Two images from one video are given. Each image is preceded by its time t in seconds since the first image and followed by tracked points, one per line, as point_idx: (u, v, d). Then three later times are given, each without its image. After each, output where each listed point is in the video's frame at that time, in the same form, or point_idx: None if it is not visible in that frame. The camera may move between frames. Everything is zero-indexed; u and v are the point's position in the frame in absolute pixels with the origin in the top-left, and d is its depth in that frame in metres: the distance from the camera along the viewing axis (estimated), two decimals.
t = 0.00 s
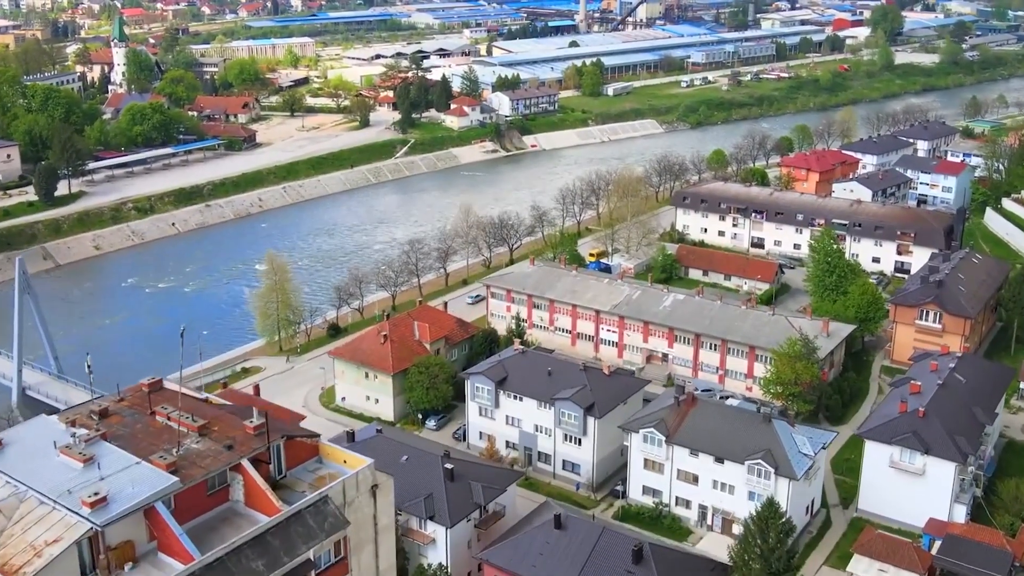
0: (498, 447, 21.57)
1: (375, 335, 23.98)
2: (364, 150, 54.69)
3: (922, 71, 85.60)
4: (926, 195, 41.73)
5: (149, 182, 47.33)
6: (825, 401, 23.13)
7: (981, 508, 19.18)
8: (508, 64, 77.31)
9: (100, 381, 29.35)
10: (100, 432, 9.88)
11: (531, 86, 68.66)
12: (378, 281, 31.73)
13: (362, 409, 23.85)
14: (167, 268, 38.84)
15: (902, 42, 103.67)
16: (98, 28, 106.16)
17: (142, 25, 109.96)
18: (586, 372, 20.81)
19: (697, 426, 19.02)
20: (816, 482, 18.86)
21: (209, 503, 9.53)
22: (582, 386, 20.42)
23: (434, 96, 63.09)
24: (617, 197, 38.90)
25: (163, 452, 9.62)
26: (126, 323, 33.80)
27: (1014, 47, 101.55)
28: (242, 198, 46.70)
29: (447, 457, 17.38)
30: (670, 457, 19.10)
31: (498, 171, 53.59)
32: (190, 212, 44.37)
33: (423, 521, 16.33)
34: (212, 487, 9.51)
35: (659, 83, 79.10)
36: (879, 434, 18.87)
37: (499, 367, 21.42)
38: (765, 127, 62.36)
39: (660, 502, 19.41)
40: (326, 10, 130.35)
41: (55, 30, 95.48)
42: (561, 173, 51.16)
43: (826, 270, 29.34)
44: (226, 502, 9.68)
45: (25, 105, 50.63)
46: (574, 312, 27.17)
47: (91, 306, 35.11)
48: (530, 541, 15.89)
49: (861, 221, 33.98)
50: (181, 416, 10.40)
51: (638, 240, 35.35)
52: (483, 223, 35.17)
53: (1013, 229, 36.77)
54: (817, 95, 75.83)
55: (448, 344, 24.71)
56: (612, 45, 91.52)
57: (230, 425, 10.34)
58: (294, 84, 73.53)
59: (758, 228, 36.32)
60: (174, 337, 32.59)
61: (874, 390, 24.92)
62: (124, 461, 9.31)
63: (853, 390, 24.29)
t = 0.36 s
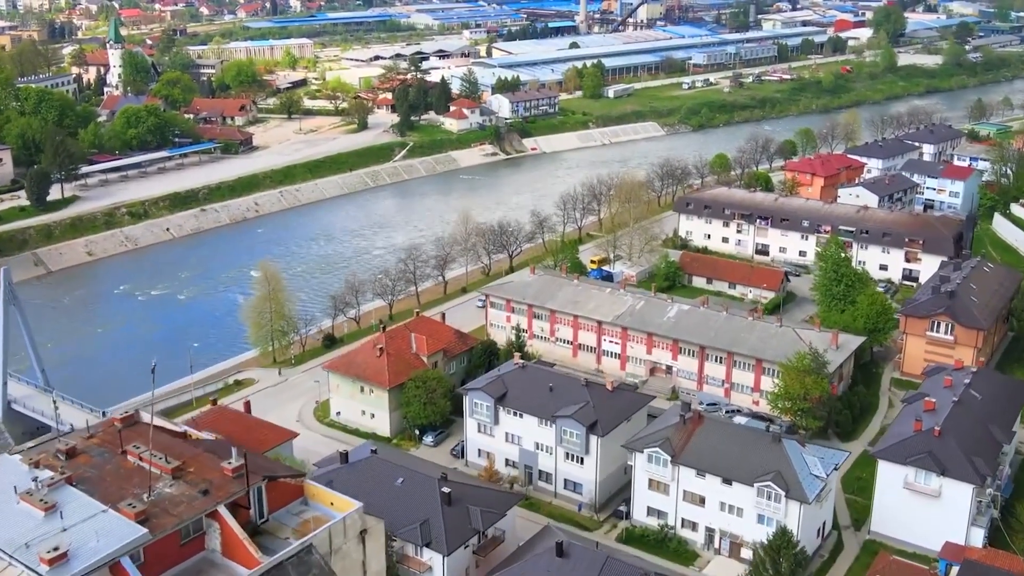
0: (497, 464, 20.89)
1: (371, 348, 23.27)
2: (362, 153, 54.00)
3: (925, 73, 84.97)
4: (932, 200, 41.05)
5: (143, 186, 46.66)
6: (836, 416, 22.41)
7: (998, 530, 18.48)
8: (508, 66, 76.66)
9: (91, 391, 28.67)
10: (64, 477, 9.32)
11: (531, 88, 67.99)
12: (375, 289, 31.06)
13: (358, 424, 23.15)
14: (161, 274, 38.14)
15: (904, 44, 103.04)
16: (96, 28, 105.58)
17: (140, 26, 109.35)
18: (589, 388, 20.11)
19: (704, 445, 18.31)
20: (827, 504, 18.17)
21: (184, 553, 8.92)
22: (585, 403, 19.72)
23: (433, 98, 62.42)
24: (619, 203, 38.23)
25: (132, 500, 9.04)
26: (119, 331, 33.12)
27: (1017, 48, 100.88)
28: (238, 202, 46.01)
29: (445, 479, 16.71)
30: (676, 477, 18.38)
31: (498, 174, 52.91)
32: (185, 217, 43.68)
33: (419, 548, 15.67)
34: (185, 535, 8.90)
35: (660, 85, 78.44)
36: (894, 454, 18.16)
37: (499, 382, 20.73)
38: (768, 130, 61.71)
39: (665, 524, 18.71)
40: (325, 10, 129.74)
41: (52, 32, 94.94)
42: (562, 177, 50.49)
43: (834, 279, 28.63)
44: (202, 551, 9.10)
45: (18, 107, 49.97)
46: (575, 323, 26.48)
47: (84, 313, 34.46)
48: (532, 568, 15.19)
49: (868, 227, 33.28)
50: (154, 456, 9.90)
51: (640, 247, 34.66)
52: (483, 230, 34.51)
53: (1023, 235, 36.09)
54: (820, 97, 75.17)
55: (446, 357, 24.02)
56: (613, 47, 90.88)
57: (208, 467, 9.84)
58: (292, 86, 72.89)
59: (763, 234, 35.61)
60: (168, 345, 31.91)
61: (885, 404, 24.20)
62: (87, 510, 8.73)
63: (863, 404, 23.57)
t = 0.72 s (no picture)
0: (497, 484, 20.18)
1: (366, 362, 22.55)
2: (360, 156, 53.27)
3: (928, 74, 84.23)
4: (939, 205, 40.36)
5: (137, 190, 45.94)
6: (847, 432, 21.70)
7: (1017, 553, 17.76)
8: (508, 67, 75.95)
9: (83, 401, 27.98)
10: (25, 529, 11.13)
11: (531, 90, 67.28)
12: (372, 298, 30.40)
13: (353, 440, 22.43)
14: (154, 281, 37.41)
15: (907, 45, 102.29)
16: (92, 29, 104.78)
17: (137, 26, 108.61)
18: (592, 405, 19.38)
19: (712, 466, 17.59)
20: (841, 527, 17.42)
21: None
22: (587, 421, 19.00)
23: (432, 101, 61.72)
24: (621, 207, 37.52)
25: (98, 553, 10.83)
26: (111, 339, 32.38)
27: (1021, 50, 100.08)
28: (234, 207, 45.28)
29: (442, 504, 15.98)
30: (682, 499, 17.68)
31: (498, 178, 52.21)
32: (179, 221, 42.95)
33: None
34: None
35: (661, 86, 77.73)
36: (909, 476, 17.45)
37: (499, 399, 20.03)
38: (771, 132, 60.99)
39: (672, 548, 17.98)
40: (324, 11, 129.01)
41: (49, 32, 94.19)
42: (563, 181, 49.79)
43: (842, 288, 27.90)
44: None
45: (10, 110, 49.24)
46: (577, 334, 25.78)
47: (75, 321, 33.75)
48: None
49: (876, 234, 32.57)
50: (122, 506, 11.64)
51: (643, 254, 33.90)
52: (482, 236, 33.83)
53: None
54: (823, 99, 74.44)
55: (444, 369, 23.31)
56: (613, 48, 90.16)
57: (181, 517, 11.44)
58: (290, 88, 72.18)
59: (768, 240, 34.91)
60: (161, 354, 31.18)
61: (895, 418, 23.52)
62: (48, 568, 10.51)
63: (873, 419, 22.86)
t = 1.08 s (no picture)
0: (496, 504, 19.47)
1: (362, 377, 21.85)
2: (357, 160, 52.56)
3: (931, 76, 83.51)
4: (947, 210, 39.69)
5: (131, 194, 45.24)
6: (859, 449, 21.00)
7: None
8: (507, 69, 75.26)
9: (72, 413, 27.30)
10: None
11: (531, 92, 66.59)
12: (368, 307, 29.73)
13: (348, 457, 21.74)
14: (147, 287, 36.75)
15: (910, 46, 101.59)
16: (89, 30, 104.10)
17: (134, 27, 107.92)
18: (595, 423, 18.69)
19: (721, 489, 16.88)
20: (855, 553, 16.70)
21: None
22: (590, 440, 18.31)
23: (431, 103, 61.01)
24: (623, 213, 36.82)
25: None
26: (104, 348, 31.71)
27: None
28: (229, 211, 44.55)
29: (438, 532, 15.25)
30: (690, 523, 16.98)
31: (497, 181, 51.51)
32: (174, 226, 42.25)
33: None
34: None
35: (662, 88, 77.04)
36: (927, 499, 16.76)
37: (499, 416, 19.34)
38: (774, 135, 60.31)
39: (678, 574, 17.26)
40: (323, 12, 128.30)
41: (46, 33, 93.56)
42: (563, 185, 49.09)
43: (850, 298, 27.18)
44: None
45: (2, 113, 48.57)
46: (579, 345, 25.09)
47: (66, 330, 33.05)
48: None
49: (884, 241, 31.87)
50: (85, 563, 12.62)
51: (646, 261, 33.21)
52: (481, 243, 33.15)
53: None
54: (826, 101, 73.74)
55: (442, 384, 22.60)
56: (614, 49, 89.47)
57: None
58: (287, 90, 71.50)
59: (773, 247, 34.21)
60: (154, 363, 30.49)
61: (907, 433, 22.83)
62: None
63: (885, 435, 22.15)
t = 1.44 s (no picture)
0: (496, 526, 18.77)
1: (357, 392, 21.12)
2: (355, 163, 51.83)
3: (934, 77, 82.80)
4: (955, 215, 38.98)
5: (125, 198, 44.53)
6: (871, 467, 20.27)
7: None
8: (507, 70, 74.55)
9: (61, 424, 26.57)
10: None
11: (531, 94, 65.87)
12: (365, 317, 29.02)
13: (343, 475, 21.02)
14: (141, 294, 36.03)
15: (912, 47, 100.91)
16: (86, 31, 103.48)
17: (132, 28, 107.20)
18: (599, 442, 17.96)
19: (730, 513, 16.17)
20: None
21: None
22: (594, 461, 17.58)
23: (430, 105, 60.31)
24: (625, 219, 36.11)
25: None
26: (96, 357, 31.00)
27: None
28: (224, 216, 43.84)
29: (435, 561, 14.53)
30: (698, 549, 16.27)
31: (497, 185, 50.79)
32: (168, 231, 41.55)
33: None
34: None
35: (663, 90, 76.33)
36: (945, 524, 16.00)
37: (499, 434, 18.63)
38: (777, 138, 59.60)
39: None
40: (322, 12, 127.61)
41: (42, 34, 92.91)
42: (564, 189, 48.38)
43: (860, 308, 26.45)
44: None
45: None
46: (580, 358, 24.37)
47: (57, 338, 32.33)
48: None
49: (893, 248, 31.14)
50: None
51: (649, 268, 32.21)
52: (480, 250, 32.43)
53: None
54: (828, 103, 73.06)
55: (440, 399, 21.87)
56: (614, 50, 88.77)
57: None
58: (285, 92, 70.82)
59: (779, 254, 33.50)
60: (147, 372, 29.77)
61: (920, 450, 22.12)
62: None
63: (899, 452, 21.43)
